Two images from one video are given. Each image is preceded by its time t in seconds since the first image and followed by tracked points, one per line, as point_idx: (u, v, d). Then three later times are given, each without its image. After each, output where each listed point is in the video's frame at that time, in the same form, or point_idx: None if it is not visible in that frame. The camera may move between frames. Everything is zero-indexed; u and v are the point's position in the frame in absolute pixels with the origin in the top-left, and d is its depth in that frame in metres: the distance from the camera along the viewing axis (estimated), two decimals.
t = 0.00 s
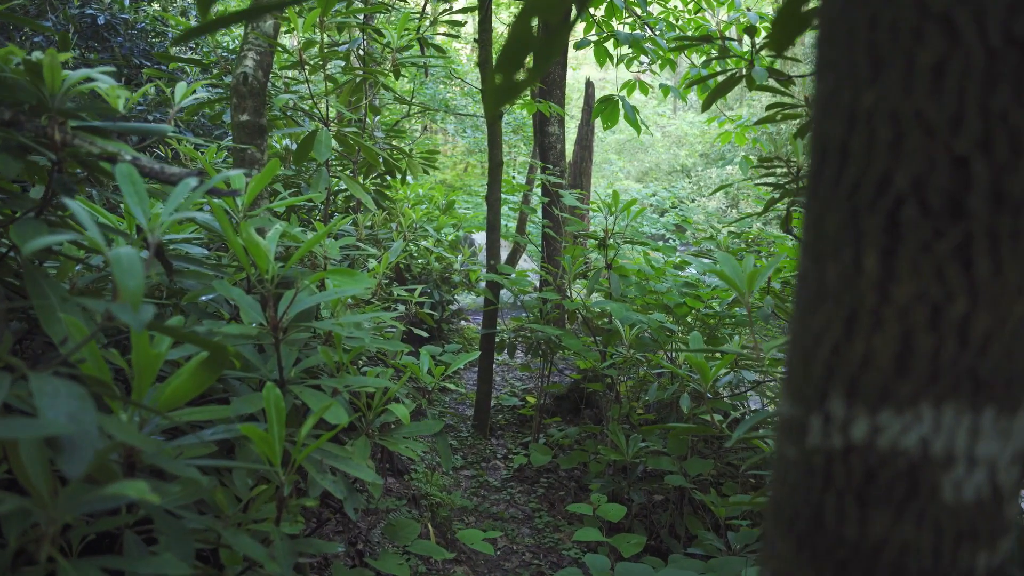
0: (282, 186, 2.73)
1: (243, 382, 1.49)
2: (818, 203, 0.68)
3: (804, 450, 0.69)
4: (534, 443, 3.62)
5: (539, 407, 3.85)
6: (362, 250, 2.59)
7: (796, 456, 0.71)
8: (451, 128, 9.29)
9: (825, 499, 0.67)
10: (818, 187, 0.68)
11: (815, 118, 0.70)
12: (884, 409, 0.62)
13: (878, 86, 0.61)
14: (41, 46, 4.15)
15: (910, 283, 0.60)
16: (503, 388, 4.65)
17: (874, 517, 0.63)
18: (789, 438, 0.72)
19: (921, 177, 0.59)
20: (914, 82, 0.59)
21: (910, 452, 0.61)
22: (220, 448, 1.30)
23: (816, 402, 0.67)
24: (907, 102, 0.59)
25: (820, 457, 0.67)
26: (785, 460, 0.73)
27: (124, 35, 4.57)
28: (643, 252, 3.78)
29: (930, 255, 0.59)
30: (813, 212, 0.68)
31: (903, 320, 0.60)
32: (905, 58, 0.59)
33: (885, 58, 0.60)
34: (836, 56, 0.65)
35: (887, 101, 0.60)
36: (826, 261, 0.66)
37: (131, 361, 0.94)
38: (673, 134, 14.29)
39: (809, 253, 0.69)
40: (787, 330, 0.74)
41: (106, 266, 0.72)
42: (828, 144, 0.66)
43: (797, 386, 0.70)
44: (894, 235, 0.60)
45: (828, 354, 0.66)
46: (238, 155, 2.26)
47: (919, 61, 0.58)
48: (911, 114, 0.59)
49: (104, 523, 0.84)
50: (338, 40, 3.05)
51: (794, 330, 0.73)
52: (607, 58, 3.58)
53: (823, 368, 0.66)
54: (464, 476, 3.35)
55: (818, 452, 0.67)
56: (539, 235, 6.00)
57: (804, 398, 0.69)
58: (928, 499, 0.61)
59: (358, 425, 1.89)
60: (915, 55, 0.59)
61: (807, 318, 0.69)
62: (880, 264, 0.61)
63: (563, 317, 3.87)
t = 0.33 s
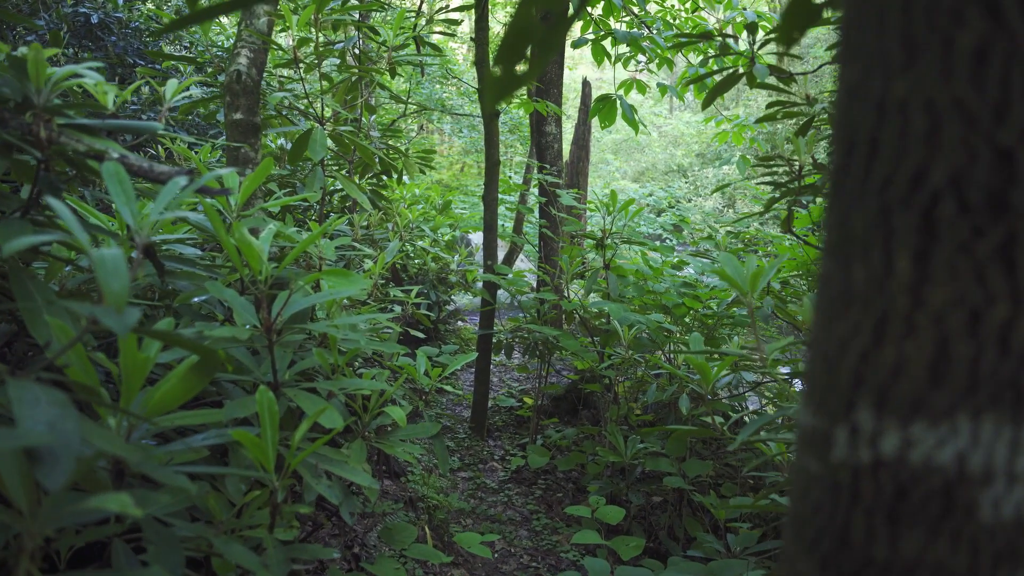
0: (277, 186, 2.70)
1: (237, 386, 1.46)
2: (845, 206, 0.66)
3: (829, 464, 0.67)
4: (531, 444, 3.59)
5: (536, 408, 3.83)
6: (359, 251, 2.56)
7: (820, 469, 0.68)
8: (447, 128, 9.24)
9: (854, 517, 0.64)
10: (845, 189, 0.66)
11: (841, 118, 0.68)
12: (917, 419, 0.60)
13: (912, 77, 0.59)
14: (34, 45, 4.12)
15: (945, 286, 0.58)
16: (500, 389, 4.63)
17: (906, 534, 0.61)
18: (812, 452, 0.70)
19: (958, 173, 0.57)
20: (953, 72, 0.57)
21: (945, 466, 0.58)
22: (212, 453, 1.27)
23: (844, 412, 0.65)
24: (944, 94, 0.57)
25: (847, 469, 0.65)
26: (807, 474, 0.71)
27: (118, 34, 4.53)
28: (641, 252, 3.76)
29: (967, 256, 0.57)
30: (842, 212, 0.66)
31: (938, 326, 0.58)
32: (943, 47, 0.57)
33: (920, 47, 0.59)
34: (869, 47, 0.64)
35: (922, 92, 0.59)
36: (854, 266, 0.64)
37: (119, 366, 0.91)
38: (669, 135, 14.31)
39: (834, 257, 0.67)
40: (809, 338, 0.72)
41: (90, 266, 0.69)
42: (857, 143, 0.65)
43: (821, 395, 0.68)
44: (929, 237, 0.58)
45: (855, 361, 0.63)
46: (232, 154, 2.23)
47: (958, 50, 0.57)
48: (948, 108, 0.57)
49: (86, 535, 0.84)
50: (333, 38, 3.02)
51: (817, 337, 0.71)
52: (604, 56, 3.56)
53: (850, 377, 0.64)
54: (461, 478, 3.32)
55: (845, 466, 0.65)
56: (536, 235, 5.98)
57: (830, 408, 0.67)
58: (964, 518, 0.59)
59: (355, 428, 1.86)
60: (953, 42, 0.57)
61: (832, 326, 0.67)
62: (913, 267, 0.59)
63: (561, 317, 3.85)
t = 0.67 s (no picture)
0: (274, 186, 2.67)
1: (233, 389, 1.43)
2: (880, 197, 0.59)
3: (863, 482, 0.60)
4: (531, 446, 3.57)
5: (535, 409, 3.81)
6: (357, 251, 2.54)
7: (851, 486, 0.61)
8: (445, 128, 9.23)
9: (890, 539, 0.58)
10: (880, 178, 0.59)
11: (878, 100, 0.61)
12: (961, 439, 0.52)
13: (960, 57, 0.51)
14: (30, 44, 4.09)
15: (996, 292, 0.50)
16: (500, 390, 4.61)
17: (947, 562, 0.54)
18: (842, 467, 0.62)
19: (1012, 164, 0.49)
20: (1007, 50, 0.49)
21: (993, 491, 0.51)
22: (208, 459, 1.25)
23: (879, 427, 0.57)
24: (996, 75, 0.50)
25: (882, 489, 0.58)
26: (837, 490, 0.64)
27: (115, 34, 4.51)
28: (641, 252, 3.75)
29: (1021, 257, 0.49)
30: (877, 208, 0.59)
31: (988, 335, 0.51)
32: (996, 22, 0.49)
33: (970, 23, 0.51)
34: (909, 25, 0.56)
35: (970, 74, 0.51)
36: (891, 264, 0.56)
37: (112, 371, 0.89)
38: (668, 135, 14.35)
39: (868, 254, 0.60)
40: (840, 343, 0.64)
41: (79, 269, 0.66)
42: (895, 128, 0.57)
43: (852, 407, 0.61)
44: (978, 235, 0.51)
45: (893, 371, 0.56)
46: (228, 153, 2.20)
47: (1013, 23, 0.49)
48: (1002, 90, 0.49)
49: (76, 547, 0.83)
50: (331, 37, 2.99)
51: (849, 343, 0.63)
52: (604, 55, 3.54)
53: (885, 389, 0.57)
54: (460, 480, 3.30)
55: (881, 484, 0.58)
56: (535, 235, 5.97)
57: (862, 422, 0.59)
58: (1014, 548, 0.51)
59: (353, 431, 1.83)
60: (1008, 16, 0.49)
61: (867, 330, 0.60)
62: (959, 269, 0.52)
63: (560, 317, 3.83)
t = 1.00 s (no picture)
0: (271, 187, 2.65)
1: (229, 393, 1.42)
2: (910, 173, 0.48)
3: (890, 507, 0.51)
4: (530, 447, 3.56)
5: (534, 411, 3.79)
6: (355, 252, 2.52)
7: (875, 511, 0.53)
8: (444, 128, 9.22)
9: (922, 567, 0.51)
10: (908, 148, 0.49)
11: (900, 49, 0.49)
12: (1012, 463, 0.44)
13: None
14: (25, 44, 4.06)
15: None
16: (498, 391, 4.59)
17: None
18: (864, 489, 0.53)
19: None
20: None
21: None
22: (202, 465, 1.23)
23: (908, 449, 0.49)
24: None
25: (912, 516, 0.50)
26: (856, 514, 0.55)
27: (111, 33, 4.49)
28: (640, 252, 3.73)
29: None
30: (904, 187, 0.49)
31: None
32: None
33: None
34: None
35: None
36: (919, 256, 0.47)
37: (102, 378, 0.87)
38: (666, 135, 14.38)
39: (891, 244, 0.50)
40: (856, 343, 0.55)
41: (63, 275, 0.64)
42: (928, 86, 0.46)
43: (873, 423, 0.52)
44: None
45: (926, 386, 0.47)
46: (224, 154, 2.18)
47: None
48: None
49: (63, 561, 0.81)
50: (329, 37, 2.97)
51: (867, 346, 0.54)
52: (604, 55, 3.52)
53: (917, 406, 0.48)
54: (458, 482, 3.28)
55: (911, 510, 0.50)
56: (534, 235, 5.96)
57: (886, 440, 0.50)
58: None
59: (350, 435, 1.81)
60: None
61: (891, 336, 0.50)
62: (1011, 264, 0.42)
63: (559, 319, 3.81)
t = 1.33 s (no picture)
0: (266, 187, 2.62)
1: (223, 398, 1.39)
2: (953, 184, 0.46)
3: (927, 539, 0.48)
4: (529, 450, 3.53)
5: (533, 412, 3.77)
6: (352, 253, 2.49)
7: (911, 543, 0.50)
8: (442, 128, 9.19)
9: None
10: (950, 159, 0.47)
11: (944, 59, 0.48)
12: None
13: None
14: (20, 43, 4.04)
15: None
16: (497, 393, 4.57)
17: None
18: (899, 515, 0.51)
19: None
20: None
21: None
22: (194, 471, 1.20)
23: (949, 474, 0.46)
24: None
25: (950, 549, 0.47)
26: (890, 545, 0.52)
27: (107, 33, 4.46)
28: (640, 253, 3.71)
29: None
30: (947, 199, 0.47)
31: None
32: None
33: None
34: None
35: None
36: (961, 273, 0.45)
37: (89, 383, 0.84)
38: (665, 135, 14.37)
39: (930, 259, 0.48)
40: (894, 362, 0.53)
41: (42, 279, 0.61)
42: (971, 95, 0.45)
43: (911, 447, 0.49)
44: None
45: (968, 409, 0.44)
46: (219, 154, 2.15)
47: None
48: None
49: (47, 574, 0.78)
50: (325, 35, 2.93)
51: (904, 366, 0.52)
52: (603, 53, 3.50)
53: (958, 429, 0.45)
54: (457, 485, 3.25)
55: (951, 543, 0.46)
56: (532, 235, 5.93)
57: (925, 465, 0.48)
58: None
59: (347, 439, 1.79)
60: None
61: (930, 356, 0.48)
62: None
63: (558, 320, 3.78)
